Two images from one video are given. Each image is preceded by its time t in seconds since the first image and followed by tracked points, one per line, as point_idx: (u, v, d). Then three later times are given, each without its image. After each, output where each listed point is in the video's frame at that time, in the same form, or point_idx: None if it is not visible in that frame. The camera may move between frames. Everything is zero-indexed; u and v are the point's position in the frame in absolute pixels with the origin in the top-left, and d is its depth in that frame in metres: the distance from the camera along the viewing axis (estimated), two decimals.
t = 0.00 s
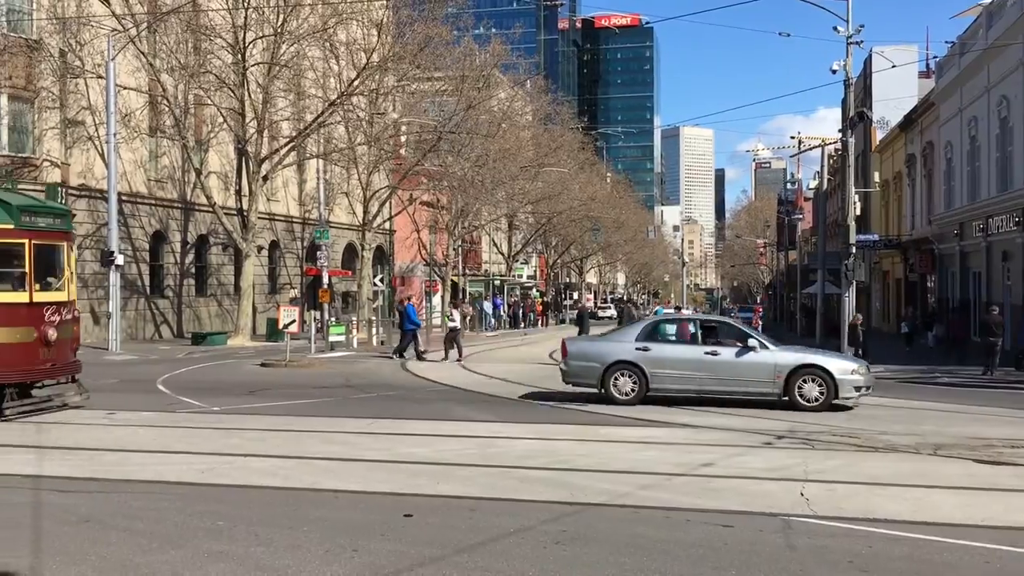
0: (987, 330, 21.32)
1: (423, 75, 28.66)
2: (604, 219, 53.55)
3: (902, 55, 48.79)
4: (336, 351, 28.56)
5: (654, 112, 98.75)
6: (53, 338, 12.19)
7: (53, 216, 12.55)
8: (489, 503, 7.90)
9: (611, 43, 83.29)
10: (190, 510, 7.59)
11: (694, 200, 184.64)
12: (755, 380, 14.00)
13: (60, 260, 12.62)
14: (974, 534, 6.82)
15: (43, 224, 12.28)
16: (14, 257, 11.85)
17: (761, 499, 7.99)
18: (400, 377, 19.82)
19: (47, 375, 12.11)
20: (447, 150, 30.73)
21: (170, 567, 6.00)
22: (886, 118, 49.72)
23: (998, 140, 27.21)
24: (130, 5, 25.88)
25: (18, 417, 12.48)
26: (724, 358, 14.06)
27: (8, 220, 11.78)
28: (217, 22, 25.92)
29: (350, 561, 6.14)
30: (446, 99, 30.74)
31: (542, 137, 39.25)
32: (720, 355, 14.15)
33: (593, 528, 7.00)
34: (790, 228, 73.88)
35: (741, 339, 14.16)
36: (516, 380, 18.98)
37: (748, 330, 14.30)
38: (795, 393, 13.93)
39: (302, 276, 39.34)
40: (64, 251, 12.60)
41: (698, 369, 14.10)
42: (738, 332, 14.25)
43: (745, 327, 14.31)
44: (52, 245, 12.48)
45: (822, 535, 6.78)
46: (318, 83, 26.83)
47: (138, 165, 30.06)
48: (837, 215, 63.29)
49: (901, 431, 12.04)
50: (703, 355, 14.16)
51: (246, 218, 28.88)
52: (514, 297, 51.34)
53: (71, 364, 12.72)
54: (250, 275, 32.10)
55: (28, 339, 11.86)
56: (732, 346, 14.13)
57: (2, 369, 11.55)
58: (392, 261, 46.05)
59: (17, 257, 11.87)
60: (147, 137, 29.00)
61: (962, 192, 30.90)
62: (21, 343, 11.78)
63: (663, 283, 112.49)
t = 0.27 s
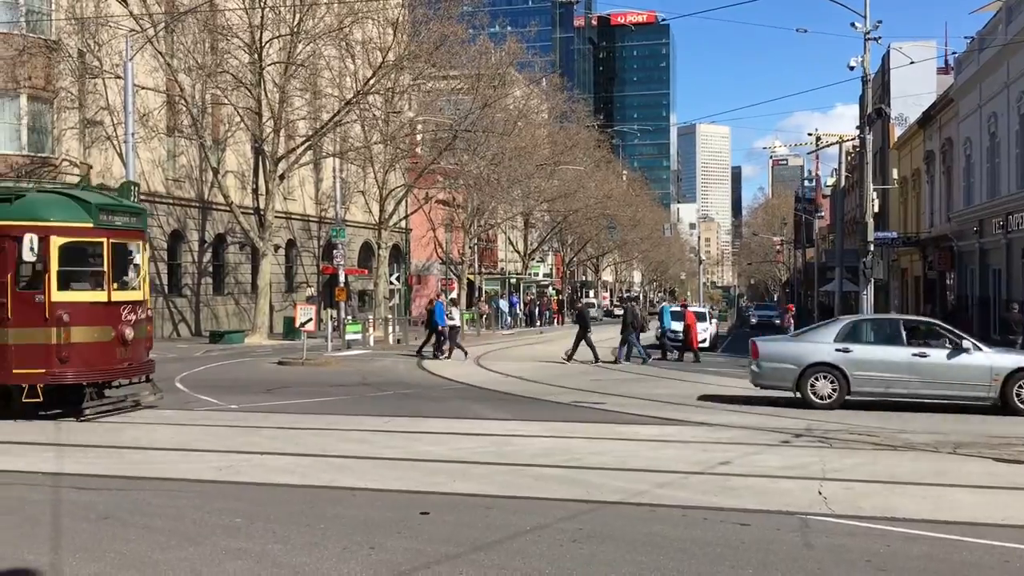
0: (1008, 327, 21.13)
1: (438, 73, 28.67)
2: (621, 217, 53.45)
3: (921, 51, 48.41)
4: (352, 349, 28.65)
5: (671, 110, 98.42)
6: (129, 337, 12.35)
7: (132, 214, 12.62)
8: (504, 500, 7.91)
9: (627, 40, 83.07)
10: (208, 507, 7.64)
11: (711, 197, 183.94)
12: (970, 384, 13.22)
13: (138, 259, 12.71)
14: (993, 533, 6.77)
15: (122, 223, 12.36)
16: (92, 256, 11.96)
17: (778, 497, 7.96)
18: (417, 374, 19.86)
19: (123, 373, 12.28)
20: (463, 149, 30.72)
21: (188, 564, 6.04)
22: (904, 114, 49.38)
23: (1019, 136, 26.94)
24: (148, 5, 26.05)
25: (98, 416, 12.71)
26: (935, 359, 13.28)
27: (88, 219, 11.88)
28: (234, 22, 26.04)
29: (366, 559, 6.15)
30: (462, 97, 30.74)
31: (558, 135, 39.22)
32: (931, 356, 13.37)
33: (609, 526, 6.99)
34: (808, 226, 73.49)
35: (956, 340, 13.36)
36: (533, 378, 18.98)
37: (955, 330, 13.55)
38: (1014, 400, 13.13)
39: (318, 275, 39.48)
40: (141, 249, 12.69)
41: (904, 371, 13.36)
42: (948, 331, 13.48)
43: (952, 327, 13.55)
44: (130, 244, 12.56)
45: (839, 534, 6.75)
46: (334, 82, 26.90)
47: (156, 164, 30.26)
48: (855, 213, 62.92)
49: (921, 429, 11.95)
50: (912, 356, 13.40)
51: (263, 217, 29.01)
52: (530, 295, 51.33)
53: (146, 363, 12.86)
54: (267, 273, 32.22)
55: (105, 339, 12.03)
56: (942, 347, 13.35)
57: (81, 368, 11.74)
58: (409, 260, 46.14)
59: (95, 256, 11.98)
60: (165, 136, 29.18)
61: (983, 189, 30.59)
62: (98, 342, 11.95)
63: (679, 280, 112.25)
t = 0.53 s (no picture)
0: None
1: (454, 73, 28.69)
2: (637, 215, 53.36)
3: (940, 47, 48.08)
4: (368, 348, 28.73)
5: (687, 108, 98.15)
6: (207, 337, 12.39)
7: (207, 213, 12.69)
8: (521, 499, 7.91)
9: (643, 39, 82.87)
10: (226, 505, 7.67)
11: (728, 195, 183.27)
12: None
13: (214, 258, 12.77)
14: (1014, 533, 6.71)
15: (198, 221, 12.43)
16: (171, 256, 12.02)
17: (796, 496, 7.91)
18: (433, 373, 19.89)
19: (203, 374, 12.32)
20: (479, 147, 30.72)
21: (207, 561, 6.07)
22: (923, 111, 49.05)
23: None
24: (165, 6, 26.22)
25: (176, 414, 12.82)
26: None
27: (168, 218, 11.95)
28: (251, 23, 26.17)
29: (382, 557, 6.16)
30: (477, 96, 30.76)
31: (573, 134, 39.18)
32: None
33: (626, 525, 6.98)
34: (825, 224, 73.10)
35: None
36: (549, 377, 18.97)
37: None
38: None
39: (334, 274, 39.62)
40: (217, 249, 12.74)
41: None
42: None
43: None
44: (207, 243, 12.63)
45: (858, 533, 6.71)
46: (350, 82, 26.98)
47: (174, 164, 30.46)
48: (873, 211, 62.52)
49: (940, 429, 11.86)
50: None
51: (279, 216, 29.12)
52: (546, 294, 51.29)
53: (223, 363, 12.89)
54: (283, 272, 32.35)
55: (184, 340, 12.06)
56: None
57: (164, 369, 11.79)
58: (424, 259, 46.23)
59: (174, 256, 12.04)
60: (183, 136, 29.36)
61: (1002, 186, 30.34)
62: (178, 343, 11.98)
63: (696, 279, 111.92)
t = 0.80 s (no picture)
0: None
1: (469, 72, 28.70)
2: (653, 214, 53.25)
3: (959, 44, 47.71)
4: (384, 348, 28.79)
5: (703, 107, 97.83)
6: (287, 337, 12.50)
7: (285, 212, 12.83)
8: (537, 498, 7.92)
9: (659, 38, 82.68)
10: (245, 503, 7.72)
11: (745, 194, 182.43)
12: None
13: (292, 258, 12.90)
14: None
15: (278, 221, 12.58)
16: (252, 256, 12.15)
17: (814, 496, 7.88)
18: (451, 373, 19.92)
19: (284, 374, 12.43)
20: (495, 147, 30.71)
21: (226, 559, 6.11)
22: (941, 109, 48.71)
23: None
24: (183, 7, 26.40)
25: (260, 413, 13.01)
26: None
27: (251, 217, 12.08)
28: (268, 24, 26.31)
29: (400, 556, 6.19)
30: (493, 96, 30.76)
31: (590, 133, 39.13)
32: None
33: (643, 525, 6.98)
34: (843, 223, 72.66)
35: None
36: (566, 377, 18.96)
37: None
38: None
39: (351, 274, 39.74)
40: (298, 249, 12.87)
41: None
42: None
43: None
44: (286, 242, 12.77)
45: (876, 533, 6.68)
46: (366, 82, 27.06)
47: (192, 165, 30.73)
48: (892, 210, 62.10)
49: (960, 428, 11.78)
50: None
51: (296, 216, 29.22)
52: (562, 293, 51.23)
53: (302, 363, 13.01)
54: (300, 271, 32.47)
55: (266, 340, 12.16)
56: None
57: (247, 369, 11.92)
58: (441, 259, 46.30)
59: (254, 255, 12.14)
60: (201, 137, 29.57)
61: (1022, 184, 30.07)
62: (260, 343, 12.11)
63: (712, 278, 111.53)
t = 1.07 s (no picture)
0: None
1: (485, 72, 28.73)
2: (669, 214, 53.15)
3: (979, 42, 47.34)
4: (399, 347, 28.87)
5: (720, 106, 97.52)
6: (368, 338, 12.52)
7: (364, 211, 12.81)
8: (554, 498, 7.92)
9: (676, 37, 82.46)
10: (263, 502, 7.76)
11: (762, 193, 181.59)
12: None
13: (371, 256, 12.90)
14: None
15: (359, 219, 12.57)
16: (332, 254, 12.07)
17: (832, 496, 7.85)
18: (468, 373, 19.93)
19: (365, 375, 12.45)
20: (511, 147, 30.72)
21: (245, 557, 6.16)
22: (961, 107, 48.36)
23: None
24: (202, 9, 26.58)
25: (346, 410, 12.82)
26: None
27: (335, 216, 12.06)
28: (285, 24, 26.41)
29: (417, 555, 6.21)
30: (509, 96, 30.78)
31: (606, 132, 39.08)
32: None
33: (660, 525, 6.97)
34: (861, 223, 72.25)
35: None
36: (584, 377, 18.94)
37: None
38: None
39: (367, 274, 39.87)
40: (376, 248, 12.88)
41: None
42: None
43: None
44: (366, 241, 12.77)
45: (894, 534, 6.65)
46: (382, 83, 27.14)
47: (210, 165, 30.93)
48: (911, 209, 61.69)
49: (980, 429, 11.69)
50: None
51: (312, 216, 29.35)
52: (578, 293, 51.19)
53: (380, 364, 13.03)
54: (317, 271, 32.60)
55: (348, 340, 12.17)
56: None
57: (332, 370, 11.94)
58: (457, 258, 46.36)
59: (338, 254, 12.13)
60: (219, 138, 29.70)
61: None
62: (343, 343, 12.13)
63: (729, 278, 111.18)
